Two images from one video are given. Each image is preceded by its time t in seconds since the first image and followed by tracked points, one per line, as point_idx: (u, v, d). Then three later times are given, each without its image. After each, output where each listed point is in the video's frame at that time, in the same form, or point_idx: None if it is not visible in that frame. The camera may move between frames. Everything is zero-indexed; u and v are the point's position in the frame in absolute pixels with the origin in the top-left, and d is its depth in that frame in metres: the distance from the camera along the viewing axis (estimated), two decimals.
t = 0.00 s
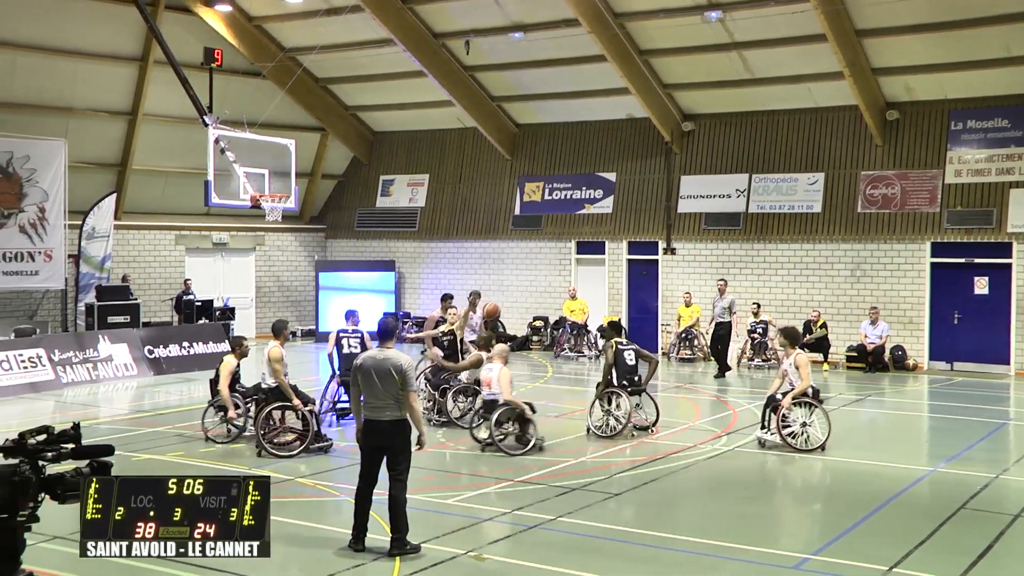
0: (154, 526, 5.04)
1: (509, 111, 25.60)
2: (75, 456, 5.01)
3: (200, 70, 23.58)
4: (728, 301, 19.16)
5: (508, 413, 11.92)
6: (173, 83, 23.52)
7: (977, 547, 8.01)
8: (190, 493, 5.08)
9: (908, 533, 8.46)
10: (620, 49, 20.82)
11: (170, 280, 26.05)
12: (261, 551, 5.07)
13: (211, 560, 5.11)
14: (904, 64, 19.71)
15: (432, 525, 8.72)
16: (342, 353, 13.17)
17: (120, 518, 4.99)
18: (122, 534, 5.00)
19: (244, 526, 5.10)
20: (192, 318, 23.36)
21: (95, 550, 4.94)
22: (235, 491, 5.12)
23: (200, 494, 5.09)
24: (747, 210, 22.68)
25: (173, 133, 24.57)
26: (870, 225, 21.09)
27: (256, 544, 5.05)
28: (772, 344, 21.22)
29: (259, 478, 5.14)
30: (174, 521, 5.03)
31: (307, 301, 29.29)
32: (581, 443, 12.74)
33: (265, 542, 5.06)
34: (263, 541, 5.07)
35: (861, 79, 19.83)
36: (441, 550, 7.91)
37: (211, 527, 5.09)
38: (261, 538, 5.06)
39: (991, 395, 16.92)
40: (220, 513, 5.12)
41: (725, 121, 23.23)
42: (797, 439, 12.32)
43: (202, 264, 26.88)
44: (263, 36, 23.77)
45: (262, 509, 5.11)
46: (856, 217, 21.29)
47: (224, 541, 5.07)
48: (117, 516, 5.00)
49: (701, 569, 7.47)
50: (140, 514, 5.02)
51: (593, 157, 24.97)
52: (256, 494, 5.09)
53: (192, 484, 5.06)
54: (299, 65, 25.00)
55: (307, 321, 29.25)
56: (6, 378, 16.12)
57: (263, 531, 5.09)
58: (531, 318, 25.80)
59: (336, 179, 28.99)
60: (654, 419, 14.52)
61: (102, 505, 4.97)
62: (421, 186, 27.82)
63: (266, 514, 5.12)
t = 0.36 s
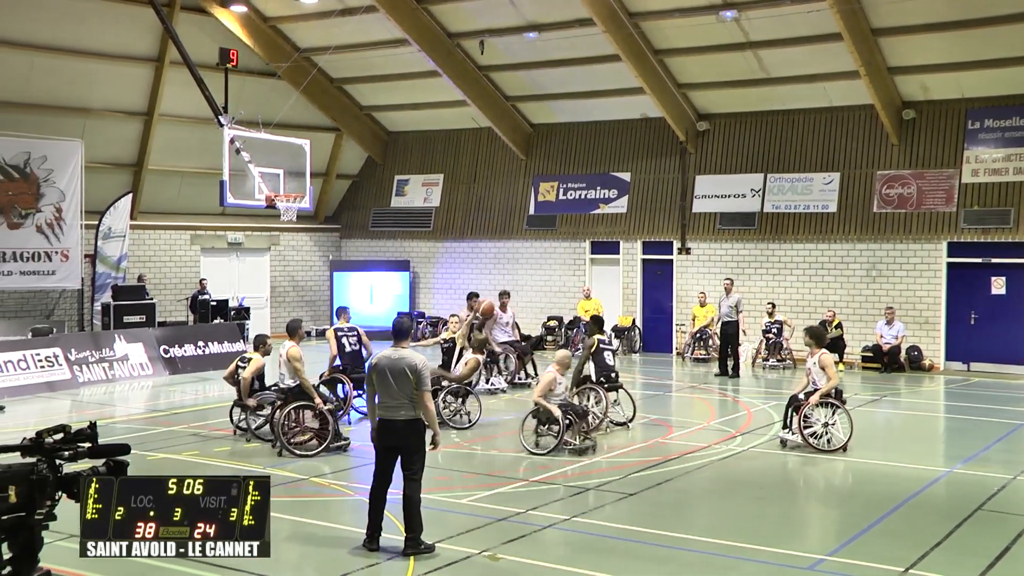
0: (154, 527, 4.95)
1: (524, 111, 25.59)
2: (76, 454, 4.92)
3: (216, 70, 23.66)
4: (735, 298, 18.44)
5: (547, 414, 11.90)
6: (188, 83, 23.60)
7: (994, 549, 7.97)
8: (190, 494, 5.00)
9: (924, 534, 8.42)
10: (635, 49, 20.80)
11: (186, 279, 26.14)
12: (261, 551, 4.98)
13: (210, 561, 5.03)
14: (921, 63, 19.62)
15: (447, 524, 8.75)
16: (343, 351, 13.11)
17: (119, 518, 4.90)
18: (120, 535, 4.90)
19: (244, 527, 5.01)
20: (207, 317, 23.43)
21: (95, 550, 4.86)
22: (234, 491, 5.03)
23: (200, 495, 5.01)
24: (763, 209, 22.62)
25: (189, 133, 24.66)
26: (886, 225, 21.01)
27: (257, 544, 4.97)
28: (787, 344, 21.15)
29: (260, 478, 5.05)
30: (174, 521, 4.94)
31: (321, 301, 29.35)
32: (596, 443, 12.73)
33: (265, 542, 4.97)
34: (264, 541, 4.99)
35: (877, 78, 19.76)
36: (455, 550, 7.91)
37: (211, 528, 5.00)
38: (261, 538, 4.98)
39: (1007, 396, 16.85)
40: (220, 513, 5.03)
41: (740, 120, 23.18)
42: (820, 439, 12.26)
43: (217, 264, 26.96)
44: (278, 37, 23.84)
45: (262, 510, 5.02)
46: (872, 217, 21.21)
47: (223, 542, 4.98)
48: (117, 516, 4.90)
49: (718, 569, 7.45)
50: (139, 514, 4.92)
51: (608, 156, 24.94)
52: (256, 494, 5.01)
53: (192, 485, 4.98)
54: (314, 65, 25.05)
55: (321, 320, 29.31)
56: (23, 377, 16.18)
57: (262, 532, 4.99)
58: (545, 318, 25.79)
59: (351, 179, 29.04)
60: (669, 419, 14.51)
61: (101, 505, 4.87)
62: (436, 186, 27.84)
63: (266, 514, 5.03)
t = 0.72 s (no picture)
0: (154, 527, 4.95)
1: (528, 111, 25.59)
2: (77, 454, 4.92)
3: (220, 70, 23.69)
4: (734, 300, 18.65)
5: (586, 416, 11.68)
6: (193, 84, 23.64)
7: (996, 549, 7.96)
8: (189, 494, 5.01)
9: (927, 535, 8.41)
10: (639, 49, 20.80)
11: (189, 280, 26.16)
12: (261, 551, 4.98)
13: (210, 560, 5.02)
14: (925, 63, 19.60)
15: (450, 524, 8.75)
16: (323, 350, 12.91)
17: (119, 518, 4.90)
18: (122, 535, 4.93)
19: (243, 527, 5.01)
20: (211, 317, 23.45)
21: (95, 550, 4.86)
22: (234, 491, 5.03)
23: (200, 495, 5.02)
24: (766, 209, 22.60)
25: (193, 133, 24.68)
26: (890, 225, 20.99)
27: (255, 544, 4.97)
28: (791, 344, 21.12)
29: (260, 479, 5.05)
30: (174, 521, 4.94)
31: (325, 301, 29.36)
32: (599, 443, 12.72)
33: (265, 542, 4.97)
34: (264, 541, 4.99)
35: (881, 78, 19.74)
36: (458, 550, 7.92)
37: (211, 527, 5.00)
38: (261, 538, 4.98)
39: (1011, 396, 16.84)
40: (220, 513, 5.03)
41: (743, 120, 23.17)
42: (826, 440, 12.32)
43: (221, 264, 26.99)
44: (282, 36, 23.86)
45: (261, 509, 5.02)
46: (875, 217, 21.19)
47: (223, 542, 4.98)
48: (117, 516, 4.91)
49: (721, 569, 7.45)
50: (140, 515, 4.93)
51: (612, 157, 24.94)
52: (256, 494, 5.01)
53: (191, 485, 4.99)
54: (318, 65, 25.06)
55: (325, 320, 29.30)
56: (27, 376, 16.19)
57: (261, 531, 5.00)
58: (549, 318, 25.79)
59: (355, 179, 29.06)
60: (672, 419, 14.50)
61: (101, 506, 4.87)
62: (440, 186, 27.85)
63: (266, 514, 5.04)
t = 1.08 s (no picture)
0: (155, 526, 4.94)
1: (525, 111, 25.59)
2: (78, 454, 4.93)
3: (216, 70, 23.66)
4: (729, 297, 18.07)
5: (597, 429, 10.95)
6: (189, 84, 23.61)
7: (993, 549, 7.96)
8: (190, 495, 4.99)
9: (924, 534, 8.42)
10: (635, 49, 20.80)
11: (185, 280, 26.14)
12: (261, 552, 4.97)
13: (211, 560, 5.01)
14: (921, 63, 19.62)
15: (448, 523, 8.76)
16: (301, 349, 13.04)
17: (119, 518, 4.90)
18: (122, 534, 4.92)
19: (244, 527, 4.99)
20: (207, 317, 23.43)
21: (95, 550, 4.86)
22: (234, 491, 5.01)
23: (200, 496, 5.01)
24: (763, 209, 22.62)
25: (189, 133, 24.65)
26: (886, 225, 21.01)
27: (255, 543, 4.96)
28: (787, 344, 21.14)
29: (260, 478, 5.03)
30: (174, 521, 4.93)
31: (321, 301, 29.34)
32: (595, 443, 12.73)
33: (265, 542, 4.96)
34: (264, 542, 4.98)
35: (878, 78, 19.75)
36: (455, 550, 7.91)
37: (211, 527, 4.99)
38: (261, 538, 4.97)
39: (1007, 396, 16.87)
40: (220, 514, 5.01)
41: (740, 120, 23.18)
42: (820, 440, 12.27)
43: (217, 264, 26.97)
44: (278, 36, 23.81)
45: (261, 510, 5.01)
46: (871, 217, 21.21)
47: (223, 542, 4.96)
48: (117, 516, 4.91)
49: (718, 569, 7.46)
50: (140, 515, 4.93)
51: (608, 157, 24.94)
52: (256, 494, 4.98)
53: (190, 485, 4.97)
54: (314, 65, 24.94)
55: (321, 320, 29.28)
56: (23, 377, 16.16)
57: (260, 531, 4.98)
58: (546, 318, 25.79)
59: (352, 179, 29.05)
60: (669, 419, 14.50)
61: (101, 505, 4.89)
62: (436, 186, 27.84)
63: (266, 514, 5.02)
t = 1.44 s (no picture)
0: (154, 526, 4.96)
1: (520, 111, 25.60)
2: (76, 454, 4.94)
3: (210, 70, 23.63)
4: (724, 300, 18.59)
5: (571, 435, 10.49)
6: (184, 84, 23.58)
7: (987, 549, 7.97)
8: (190, 495, 5.02)
9: (919, 534, 8.43)
10: (630, 49, 20.81)
11: (179, 280, 26.09)
12: (261, 552, 5.03)
13: (211, 559, 5.05)
14: (915, 63, 19.65)
15: (442, 523, 8.75)
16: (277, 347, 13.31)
17: (119, 518, 4.93)
18: (122, 534, 4.94)
19: (244, 527, 5.04)
20: (202, 317, 23.40)
21: (95, 550, 4.88)
22: (234, 491, 5.04)
23: (199, 495, 5.04)
24: (757, 209, 22.64)
25: (183, 133, 24.62)
26: (880, 225, 21.04)
27: (255, 543, 5.00)
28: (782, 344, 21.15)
29: (259, 478, 5.07)
30: (174, 521, 4.96)
31: (316, 301, 29.31)
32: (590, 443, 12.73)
33: (265, 542, 5.01)
34: (264, 542, 5.03)
35: (872, 78, 19.78)
36: (449, 550, 7.91)
37: (211, 527, 5.03)
38: (261, 538, 5.01)
39: (1002, 396, 16.91)
40: (220, 513, 5.06)
41: (734, 120, 23.19)
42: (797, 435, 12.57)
43: (211, 264, 26.93)
44: (272, 36, 23.79)
45: (261, 509, 5.05)
46: (866, 217, 21.24)
47: (223, 542, 5.00)
48: (117, 516, 4.94)
49: (713, 569, 7.45)
50: (140, 515, 4.95)
51: (603, 157, 24.95)
52: (256, 494, 5.02)
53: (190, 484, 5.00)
54: (309, 65, 24.96)
55: (316, 320, 29.25)
56: (18, 377, 16.13)
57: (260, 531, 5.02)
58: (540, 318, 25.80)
59: (346, 179, 29.04)
60: (664, 419, 14.50)
61: (101, 505, 4.91)
62: (431, 186, 27.84)
63: (266, 514, 5.07)
